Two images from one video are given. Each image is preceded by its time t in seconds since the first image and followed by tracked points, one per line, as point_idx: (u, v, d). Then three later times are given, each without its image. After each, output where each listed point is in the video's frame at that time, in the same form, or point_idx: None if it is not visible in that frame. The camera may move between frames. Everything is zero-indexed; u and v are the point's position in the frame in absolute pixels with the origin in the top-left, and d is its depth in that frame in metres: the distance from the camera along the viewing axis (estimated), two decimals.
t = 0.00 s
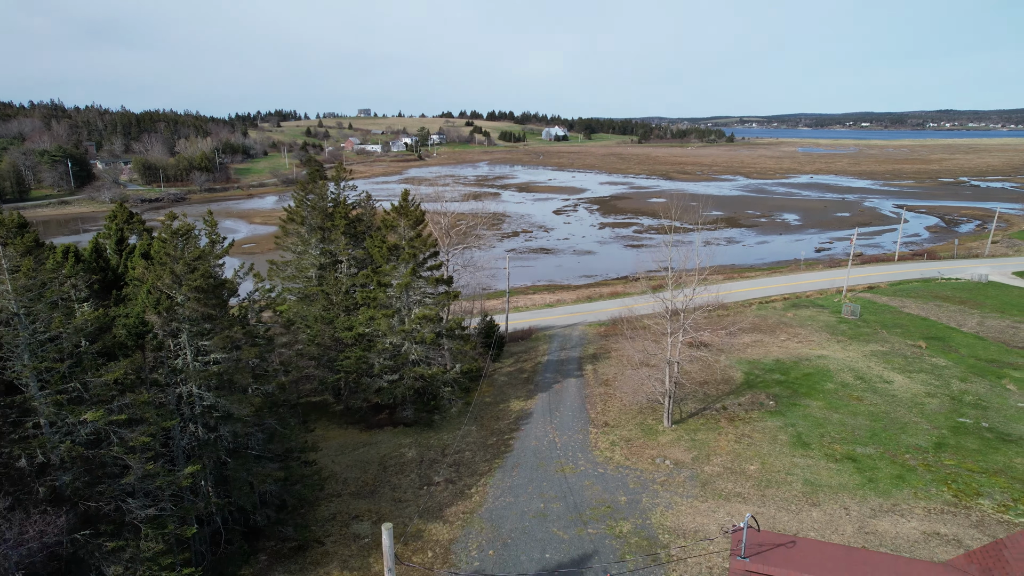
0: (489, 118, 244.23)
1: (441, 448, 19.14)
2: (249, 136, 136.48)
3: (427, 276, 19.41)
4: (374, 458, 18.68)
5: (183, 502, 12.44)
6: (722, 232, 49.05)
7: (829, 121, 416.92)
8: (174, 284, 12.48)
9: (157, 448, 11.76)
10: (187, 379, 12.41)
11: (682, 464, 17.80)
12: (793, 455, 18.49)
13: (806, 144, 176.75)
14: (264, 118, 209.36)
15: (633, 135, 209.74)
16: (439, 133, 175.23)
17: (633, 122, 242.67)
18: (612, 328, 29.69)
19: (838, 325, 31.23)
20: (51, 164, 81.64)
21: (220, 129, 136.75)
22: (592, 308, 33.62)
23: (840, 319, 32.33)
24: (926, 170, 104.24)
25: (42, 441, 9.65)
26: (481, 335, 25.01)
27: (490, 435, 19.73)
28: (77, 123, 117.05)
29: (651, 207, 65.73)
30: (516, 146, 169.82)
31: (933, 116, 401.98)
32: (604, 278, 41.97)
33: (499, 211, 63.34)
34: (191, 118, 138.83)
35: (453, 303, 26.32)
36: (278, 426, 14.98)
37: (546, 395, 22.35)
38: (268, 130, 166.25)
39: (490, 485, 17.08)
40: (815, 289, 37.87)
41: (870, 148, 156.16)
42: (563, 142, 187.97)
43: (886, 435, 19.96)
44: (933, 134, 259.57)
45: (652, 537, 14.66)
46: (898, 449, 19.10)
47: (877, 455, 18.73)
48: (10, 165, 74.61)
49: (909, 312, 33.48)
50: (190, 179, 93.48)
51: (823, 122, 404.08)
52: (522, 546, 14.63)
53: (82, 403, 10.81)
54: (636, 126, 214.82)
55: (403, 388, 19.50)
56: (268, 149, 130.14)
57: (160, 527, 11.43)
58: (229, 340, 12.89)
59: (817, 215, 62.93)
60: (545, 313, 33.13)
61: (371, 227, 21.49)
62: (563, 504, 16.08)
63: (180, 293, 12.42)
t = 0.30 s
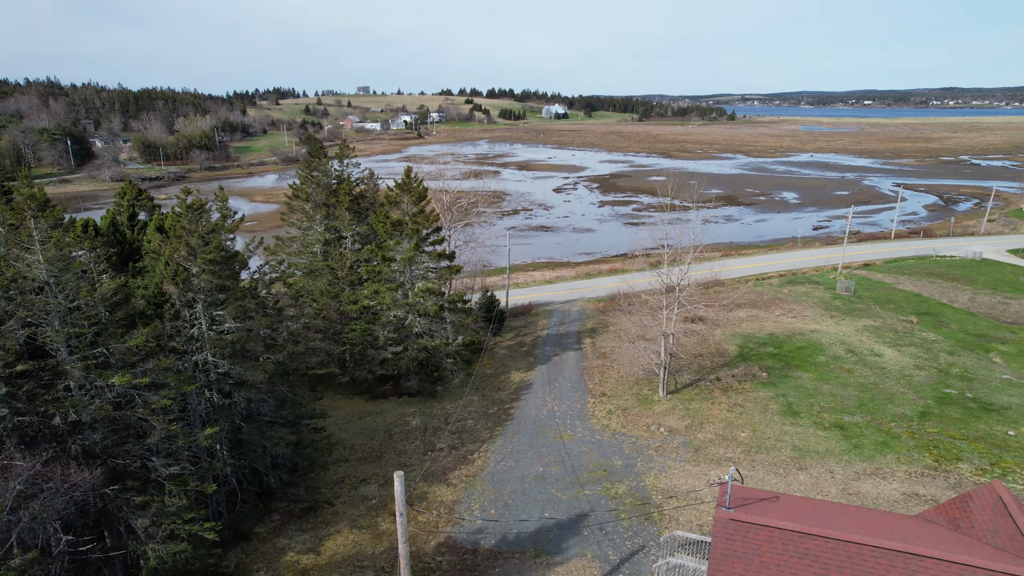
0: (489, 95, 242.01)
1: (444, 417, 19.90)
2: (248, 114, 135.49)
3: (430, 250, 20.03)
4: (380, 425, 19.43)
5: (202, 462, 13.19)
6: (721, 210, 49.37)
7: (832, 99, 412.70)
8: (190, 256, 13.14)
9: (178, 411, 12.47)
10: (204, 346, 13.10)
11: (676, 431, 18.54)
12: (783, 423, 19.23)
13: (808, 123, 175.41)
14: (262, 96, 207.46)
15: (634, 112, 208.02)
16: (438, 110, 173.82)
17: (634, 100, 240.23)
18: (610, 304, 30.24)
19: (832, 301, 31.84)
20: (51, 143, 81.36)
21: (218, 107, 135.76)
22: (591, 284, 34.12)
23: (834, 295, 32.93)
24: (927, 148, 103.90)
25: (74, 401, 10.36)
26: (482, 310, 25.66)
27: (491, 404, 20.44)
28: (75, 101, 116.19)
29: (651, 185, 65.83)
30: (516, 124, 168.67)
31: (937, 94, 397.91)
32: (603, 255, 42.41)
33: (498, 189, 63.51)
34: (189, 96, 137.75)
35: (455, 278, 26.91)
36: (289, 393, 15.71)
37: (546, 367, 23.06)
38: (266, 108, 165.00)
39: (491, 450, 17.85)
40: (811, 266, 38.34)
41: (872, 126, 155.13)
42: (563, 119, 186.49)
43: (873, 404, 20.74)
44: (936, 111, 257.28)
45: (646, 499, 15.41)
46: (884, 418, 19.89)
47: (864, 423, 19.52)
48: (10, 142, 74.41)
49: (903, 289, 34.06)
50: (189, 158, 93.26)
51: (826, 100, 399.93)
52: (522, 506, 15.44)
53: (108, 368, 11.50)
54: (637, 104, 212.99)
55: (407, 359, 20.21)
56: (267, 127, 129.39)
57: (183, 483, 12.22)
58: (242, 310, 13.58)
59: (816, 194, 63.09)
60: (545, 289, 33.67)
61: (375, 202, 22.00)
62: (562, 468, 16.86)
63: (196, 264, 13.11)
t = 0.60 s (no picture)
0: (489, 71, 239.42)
1: (446, 384, 20.65)
2: (246, 90, 134.35)
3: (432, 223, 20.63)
4: (385, 393, 20.16)
5: (217, 423, 13.92)
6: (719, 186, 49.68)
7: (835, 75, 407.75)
8: (203, 228, 13.81)
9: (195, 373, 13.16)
10: (218, 313, 13.76)
11: (671, 398, 19.26)
12: (774, 390, 19.96)
13: (810, 99, 173.71)
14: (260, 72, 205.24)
15: (635, 88, 205.77)
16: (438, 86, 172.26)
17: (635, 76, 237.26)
18: (608, 278, 30.78)
19: (827, 275, 32.36)
20: (49, 119, 80.72)
21: (216, 83, 134.46)
22: (591, 259, 34.65)
23: (829, 269, 33.46)
24: (929, 125, 103.42)
25: (101, 360, 11.04)
26: (483, 283, 26.31)
27: (492, 373, 21.21)
28: (71, 76, 114.95)
29: (651, 161, 65.88)
30: (516, 100, 167.14)
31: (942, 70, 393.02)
32: (602, 231, 42.84)
33: (499, 165, 63.61)
34: (186, 73, 136.35)
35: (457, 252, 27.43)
36: (299, 359, 16.42)
37: (545, 338, 23.76)
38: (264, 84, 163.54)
39: (493, 415, 18.61)
40: (808, 242, 38.78)
41: (875, 102, 153.92)
42: (563, 96, 184.87)
43: (862, 373, 21.46)
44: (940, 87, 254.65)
45: (640, 459, 16.19)
46: (872, 386, 20.61)
47: (852, 390, 20.25)
48: (9, 118, 74.15)
49: (897, 264, 34.57)
50: (189, 134, 92.93)
51: (830, 76, 394.88)
52: (522, 466, 16.25)
53: (129, 332, 12.16)
54: (638, 80, 210.73)
55: (411, 330, 20.86)
56: (266, 104, 128.47)
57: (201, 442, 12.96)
58: (253, 279, 14.25)
59: (815, 170, 63.18)
60: (545, 263, 34.21)
61: (377, 177, 22.50)
62: (560, 432, 17.63)
63: (210, 235, 13.74)
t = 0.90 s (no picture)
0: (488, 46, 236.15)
1: (449, 353, 21.39)
2: (244, 66, 132.89)
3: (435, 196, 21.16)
4: (390, 361, 20.91)
5: (232, 386, 14.62)
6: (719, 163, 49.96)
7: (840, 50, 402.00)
8: (217, 199, 14.37)
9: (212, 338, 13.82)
10: (231, 281, 14.39)
11: (666, 365, 20.00)
12: (766, 358, 20.67)
13: (813, 75, 171.81)
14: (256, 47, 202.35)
15: (636, 64, 203.15)
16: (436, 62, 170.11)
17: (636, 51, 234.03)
18: (607, 252, 31.32)
19: (822, 249, 32.94)
20: (47, 95, 79.68)
21: (213, 58, 132.78)
22: (591, 234, 35.11)
23: (825, 244, 34.00)
24: (931, 101, 102.71)
25: (125, 324, 11.68)
26: (484, 256, 26.88)
27: (493, 342, 21.92)
28: (66, 51, 113.24)
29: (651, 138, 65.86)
30: (516, 75, 165.31)
31: (947, 45, 387.51)
32: (602, 206, 43.24)
33: (499, 141, 63.65)
34: (183, 48, 134.50)
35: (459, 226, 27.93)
36: (308, 327, 17.11)
37: (544, 309, 24.43)
38: (261, 60, 161.40)
39: (495, 382, 19.37)
40: (805, 217, 39.21)
41: (878, 78, 152.35)
42: (564, 71, 182.73)
43: (851, 342, 22.17)
44: (944, 63, 251.40)
45: (635, 422, 16.96)
46: (860, 354, 21.35)
47: (841, 358, 20.98)
48: (7, 94, 73.38)
49: (892, 238, 35.10)
50: (188, 111, 92.25)
51: (834, 51, 389.31)
52: (523, 428, 17.02)
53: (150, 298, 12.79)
54: (639, 55, 208.05)
55: (415, 300, 21.49)
56: (264, 80, 127.14)
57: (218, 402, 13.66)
58: (264, 248, 14.84)
59: (815, 147, 63.24)
60: (545, 238, 34.71)
61: (381, 152, 22.91)
62: (559, 396, 18.41)
63: (223, 206, 14.27)
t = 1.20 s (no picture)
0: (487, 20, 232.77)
1: (452, 322, 22.11)
2: (241, 40, 131.35)
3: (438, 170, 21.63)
4: (395, 329, 21.64)
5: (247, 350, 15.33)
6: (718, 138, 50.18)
7: (844, 25, 396.09)
8: (230, 170, 14.93)
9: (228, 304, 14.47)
10: (245, 251, 15.01)
11: (662, 333, 20.72)
12: (759, 326, 21.41)
13: (815, 50, 169.88)
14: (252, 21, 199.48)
15: (637, 38, 200.62)
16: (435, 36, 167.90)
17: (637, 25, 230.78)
18: (606, 226, 31.85)
19: (817, 224, 33.46)
20: (45, 70, 79.10)
21: (209, 32, 131.16)
22: (590, 209, 35.60)
23: (821, 219, 34.51)
24: (933, 77, 102.01)
25: (149, 289, 12.32)
26: (486, 229, 27.43)
27: (495, 312, 22.60)
28: (61, 25, 111.86)
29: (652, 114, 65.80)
30: (516, 50, 163.50)
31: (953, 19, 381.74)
32: (602, 182, 43.62)
33: (499, 117, 63.61)
34: (179, 22, 132.77)
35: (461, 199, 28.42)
36: (317, 295, 17.79)
37: (544, 281, 25.07)
38: (258, 35, 159.37)
39: (497, 348, 20.12)
40: (802, 192, 39.63)
41: (881, 54, 150.63)
42: (564, 46, 180.62)
43: (842, 312, 22.87)
44: (949, 38, 248.13)
45: (632, 385, 17.76)
46: (851, 324, 22.05)
47: (832, 327, 21.69)
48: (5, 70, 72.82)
49: (887, 213, 35.61)
50: (186, 86, 91.68)
51: (839, 26, 383.40)
52: (524, 392, 17.79)
53: (171, 265, 13.45)
54: (640, 30, 205.31)
55: (419, 271, 22.10)
56: (261, 55, 125.82)
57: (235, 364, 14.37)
58: (276, 218, 15.44)
59: (815, 123, 63.26)
60: (545, 213, 35.21)
61: (384, 126, 23.32)
62: (559, 362, 19.18)
63: (237, 176, 14.82)
